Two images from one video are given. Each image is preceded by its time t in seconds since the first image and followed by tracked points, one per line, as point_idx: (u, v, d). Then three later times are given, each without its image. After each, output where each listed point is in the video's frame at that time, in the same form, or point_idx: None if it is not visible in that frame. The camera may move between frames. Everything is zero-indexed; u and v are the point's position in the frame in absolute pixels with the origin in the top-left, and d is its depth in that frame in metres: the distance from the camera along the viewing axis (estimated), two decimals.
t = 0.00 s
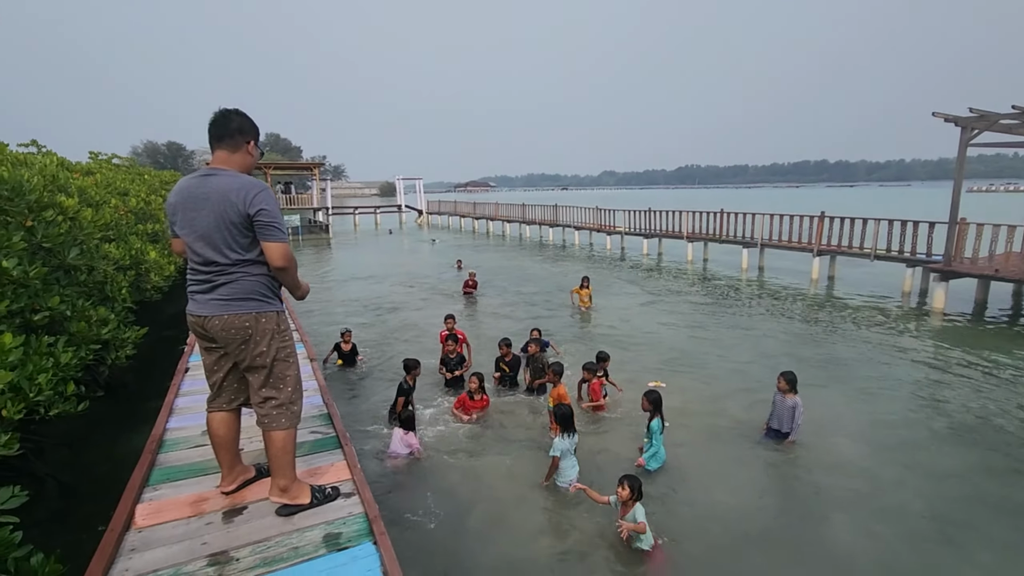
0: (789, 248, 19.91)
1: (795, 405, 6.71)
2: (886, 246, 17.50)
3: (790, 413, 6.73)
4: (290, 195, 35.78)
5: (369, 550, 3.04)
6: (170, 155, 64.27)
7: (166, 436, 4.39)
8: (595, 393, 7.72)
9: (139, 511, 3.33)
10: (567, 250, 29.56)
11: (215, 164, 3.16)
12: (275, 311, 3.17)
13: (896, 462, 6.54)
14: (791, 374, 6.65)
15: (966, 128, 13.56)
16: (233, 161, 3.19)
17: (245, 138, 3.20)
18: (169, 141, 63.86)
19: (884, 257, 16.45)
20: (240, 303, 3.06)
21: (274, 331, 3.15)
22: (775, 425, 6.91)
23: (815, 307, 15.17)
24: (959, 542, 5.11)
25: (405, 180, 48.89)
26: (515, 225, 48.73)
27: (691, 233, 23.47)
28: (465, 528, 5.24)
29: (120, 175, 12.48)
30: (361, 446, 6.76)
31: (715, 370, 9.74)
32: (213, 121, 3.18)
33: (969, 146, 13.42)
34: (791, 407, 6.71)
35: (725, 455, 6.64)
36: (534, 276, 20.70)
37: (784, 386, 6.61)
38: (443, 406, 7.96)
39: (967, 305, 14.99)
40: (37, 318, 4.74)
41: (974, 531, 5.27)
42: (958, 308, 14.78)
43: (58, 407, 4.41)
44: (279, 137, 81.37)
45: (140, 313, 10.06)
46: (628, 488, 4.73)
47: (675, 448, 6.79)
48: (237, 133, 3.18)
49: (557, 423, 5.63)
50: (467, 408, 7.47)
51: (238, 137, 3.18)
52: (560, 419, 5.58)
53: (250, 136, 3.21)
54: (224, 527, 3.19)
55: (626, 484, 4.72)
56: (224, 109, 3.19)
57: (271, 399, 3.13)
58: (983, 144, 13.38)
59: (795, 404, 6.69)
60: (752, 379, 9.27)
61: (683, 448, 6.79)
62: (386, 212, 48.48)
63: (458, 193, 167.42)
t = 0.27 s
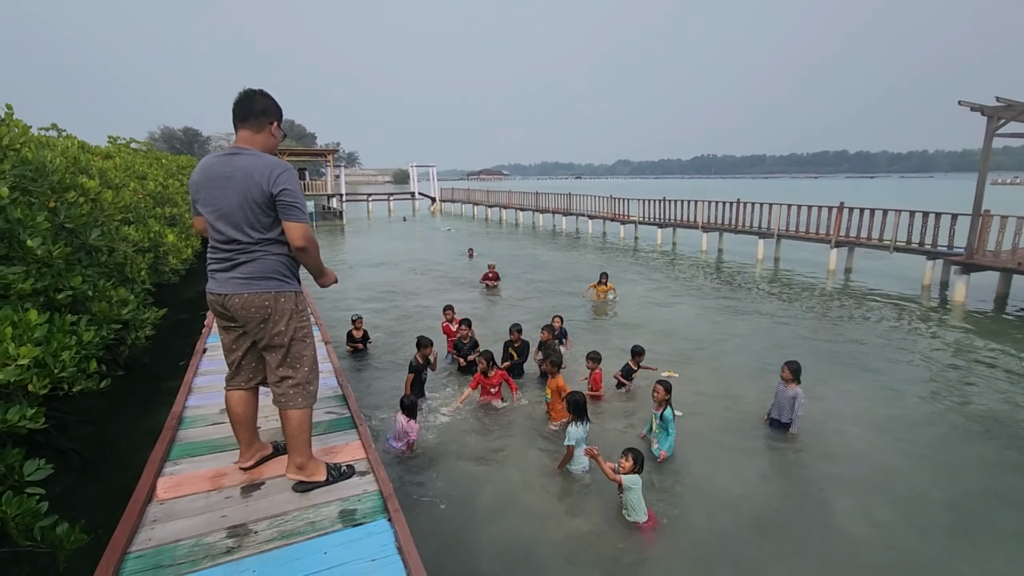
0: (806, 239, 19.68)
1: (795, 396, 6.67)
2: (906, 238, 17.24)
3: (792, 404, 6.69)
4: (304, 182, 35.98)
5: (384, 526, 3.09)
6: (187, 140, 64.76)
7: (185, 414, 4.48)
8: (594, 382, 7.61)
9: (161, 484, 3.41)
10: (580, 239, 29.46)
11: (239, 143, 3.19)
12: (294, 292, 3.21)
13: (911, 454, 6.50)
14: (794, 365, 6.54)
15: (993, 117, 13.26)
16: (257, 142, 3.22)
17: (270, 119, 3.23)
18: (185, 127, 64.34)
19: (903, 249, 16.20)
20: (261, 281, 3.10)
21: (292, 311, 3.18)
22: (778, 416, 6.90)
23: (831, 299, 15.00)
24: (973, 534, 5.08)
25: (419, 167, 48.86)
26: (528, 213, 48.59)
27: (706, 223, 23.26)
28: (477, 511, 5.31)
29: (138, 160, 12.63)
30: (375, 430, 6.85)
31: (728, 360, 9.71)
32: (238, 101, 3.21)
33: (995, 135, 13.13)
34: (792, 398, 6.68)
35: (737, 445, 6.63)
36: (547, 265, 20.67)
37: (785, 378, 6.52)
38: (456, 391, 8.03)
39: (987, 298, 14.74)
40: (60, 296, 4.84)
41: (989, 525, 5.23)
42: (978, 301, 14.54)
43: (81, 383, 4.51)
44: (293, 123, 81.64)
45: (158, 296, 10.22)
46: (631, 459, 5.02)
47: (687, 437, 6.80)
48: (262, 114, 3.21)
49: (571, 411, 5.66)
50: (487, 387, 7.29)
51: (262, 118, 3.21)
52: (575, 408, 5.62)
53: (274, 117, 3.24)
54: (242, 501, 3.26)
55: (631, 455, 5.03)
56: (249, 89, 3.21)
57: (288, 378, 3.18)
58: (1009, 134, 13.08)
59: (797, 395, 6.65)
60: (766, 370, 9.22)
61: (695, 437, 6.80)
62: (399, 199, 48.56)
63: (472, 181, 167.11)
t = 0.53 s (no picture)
0: (812, 230, 19.56)
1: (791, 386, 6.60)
2: (913, 229, 17.12)
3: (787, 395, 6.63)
4: (308, 171, 35.93)
5: (385, 513, 3.12)
6: (191, 129, 64.70)
7: (188, 400, 4.51)
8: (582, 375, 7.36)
9: (164, 469, 3.44)
10: (584, 229, 29.38)
11: (241, 129, 3.18)
12: (294, 279, 3.22)
13: (913, 445, 6.50)
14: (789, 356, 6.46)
15: (1003, 107, 13.11)
16: (258, 128, 3.21)
17: (272, 105, 3.21)
18: (188, 115, 64.22)
19: (910, 240, 16.09)
20: (261, 269, 3.10)
21: (293, 299, 3.19)
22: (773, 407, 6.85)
23: (836, 290, 14.94)
24: (974, 526, 5.09)
25: (423, 156, 48.68)
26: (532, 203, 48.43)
27: (711, 214, 23.15)
28: (478, 499, 5.35)
29: (142, 147, 12.62)
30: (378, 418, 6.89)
31: (731, 351, 9.69)
32: (240, 86, 3.19)
33: (1005, 125, 12.99)
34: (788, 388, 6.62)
35: (738, 435, 6.64)
36: (550, 255, 20.63)
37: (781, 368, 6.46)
38: (458, 380, 8.05)
39: (994, 290, 14.66)
40: (64, 283, 4.85)
41: (989, 516, 5.23)
42: (984, 293, 14.47)
43: (85, 370, 4.54)
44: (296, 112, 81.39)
45: (162, 284, 10.26)
46: (625, 448, 4.99)
47: (688, 427, 6.81)
48: (263, 100, 3.19)
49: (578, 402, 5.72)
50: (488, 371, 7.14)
51: (264, 104, 3.20)
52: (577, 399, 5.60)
53: (277, 103, 3.22)
54: (244, 486, 3.28)
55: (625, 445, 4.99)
56: (251, 75, 3.19)
57: (289, 365, 3.18)
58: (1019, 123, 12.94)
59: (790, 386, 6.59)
60: (769, 361, 9.21)
61: (697, 428, 6.81)
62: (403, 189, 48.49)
63: (475, 170, 166.60)
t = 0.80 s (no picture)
0: (815, 222, 19.49)
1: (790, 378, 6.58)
2: (915, 221, 17.05)
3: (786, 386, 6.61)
4: (309, 165, 35.89)
5: (385, 506, 3.13)
6: (192, 123, 64.62)
7: (191, 394, 4.53)
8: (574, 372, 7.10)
9: (167, 463, 3.47)
10: (586, 222, 29.32)
11: (241, 124, 3.17)
12: (294, 274, 3.22)
13: (915, 438, 6.50)
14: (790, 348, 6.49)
15: (1008, 97, 13.01)
16: (258, 123, 3.20)
17: (272, 100, 3.20)
18: (189, 109, 64.12)
19: (913, 232, 16.03)
20: (261, 263, 3.10)
21: (292, 293, 3.19)
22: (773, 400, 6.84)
23: (838, 282, 14.90)
24: (975, 518, 5.10)
25: (424, 149, 48.54)
26: (533, 196, 48.32)
27: (713, 206, 23.07)
28: (479, 492, 5.37)
29: (143, 142, 12.61)
30: (380, 413, 6.91)
31: (733, 344, 9.69)
32: (240, 81, 3.18)
33: (1010, 115, 12.90)
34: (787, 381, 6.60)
35: (739, 429, 6.65)
36: (552, 248, 20.60)
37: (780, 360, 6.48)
38: (460, 374, 8.07)
39: (997, 282, 14.62)
40: (66, 278, 4.87)
41: (990, 509, 5.24)
42: (988, 285, 14.41)
43: (88, 364, 4.55)
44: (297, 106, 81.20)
45: (164, 278, 10.29)
46: (617, 441, 4.88)
47: (690, 421, 6.82)
48: (264, 95, 3.18)
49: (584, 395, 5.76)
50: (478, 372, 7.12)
51: (265, 99, 3.19)
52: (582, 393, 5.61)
53: (277, 98, 3.22)
54: (246, 480, 3.30)
55: (616, 438, 4.88)
56: (252, 70, 3.18)
57: (289, 359, 3.19)
58: None
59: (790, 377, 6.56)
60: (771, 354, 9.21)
61: (699, 421, 6.82)
62: (404, 182, 48.40)
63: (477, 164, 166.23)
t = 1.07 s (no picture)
0: (818, 216, 19.42)
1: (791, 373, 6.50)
2: (919, 214, 16.98)
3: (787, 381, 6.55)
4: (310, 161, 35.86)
5: (389, 501, 3.14)
6: (193, 119, 64.64)
7: (195, 390, 4.54)
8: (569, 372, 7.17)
9: (170, 459, 3.48)
10: (588, 217, 29.26)
11: (248, 120, 3.17)
12: (298, 270, 3.23)
13: (918, 432, 6.50)
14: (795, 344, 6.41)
15: (1013, 89, 12.93)
16: (265, 120, 3.20)
17: (281, 99, 3.21)
18: (190, 105, 64.09)
19: (917, 226, 15.97)
20: (265, 259, 3.11)
21: (295, 290, 3.19)
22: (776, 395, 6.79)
23: (842, 276, 14.85)
24: (978, 513, 5.10)
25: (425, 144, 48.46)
26: (535, 191, 48.25)
27: (715, 200, 22.99)
28: (482, 488, 5.39)
29: (144, 139, 12.60)
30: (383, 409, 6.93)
31: (736, 338, 9.69)
32: (249, 78, 3.17)
33: (1015, 107, 12.81)
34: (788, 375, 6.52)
35: (742, 423, 6.64)
36: (554, 243, 20.57)
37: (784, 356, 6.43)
38: (462, 369, 8.08)
39: (1001, 275, 14.56)
40: (69, 275, 4.87)
41: (994, 503, 5.22)
42: (992, 278, 14.36)
43: (91, 361, 4.56)
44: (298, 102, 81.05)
45: (167, 275, 10.30)
46: (611, 432, 4.74)
47: (693, 416, 6.82)
48: (271, 93, 3.18)
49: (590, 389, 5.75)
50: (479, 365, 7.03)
51: (272, 97, 3.18)
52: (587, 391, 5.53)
53: (286, 96, 3.22)
54: (249, 476, 3.31)
55: (610, 429, 4.74)
56: (260, 68, 3.17)
57: (292, 355, 3.19)
58: None
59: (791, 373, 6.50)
60: (774, 348, 9.20)
61: (701, 416, 6.82)
62: (406, 178, 48.32)
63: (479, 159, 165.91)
